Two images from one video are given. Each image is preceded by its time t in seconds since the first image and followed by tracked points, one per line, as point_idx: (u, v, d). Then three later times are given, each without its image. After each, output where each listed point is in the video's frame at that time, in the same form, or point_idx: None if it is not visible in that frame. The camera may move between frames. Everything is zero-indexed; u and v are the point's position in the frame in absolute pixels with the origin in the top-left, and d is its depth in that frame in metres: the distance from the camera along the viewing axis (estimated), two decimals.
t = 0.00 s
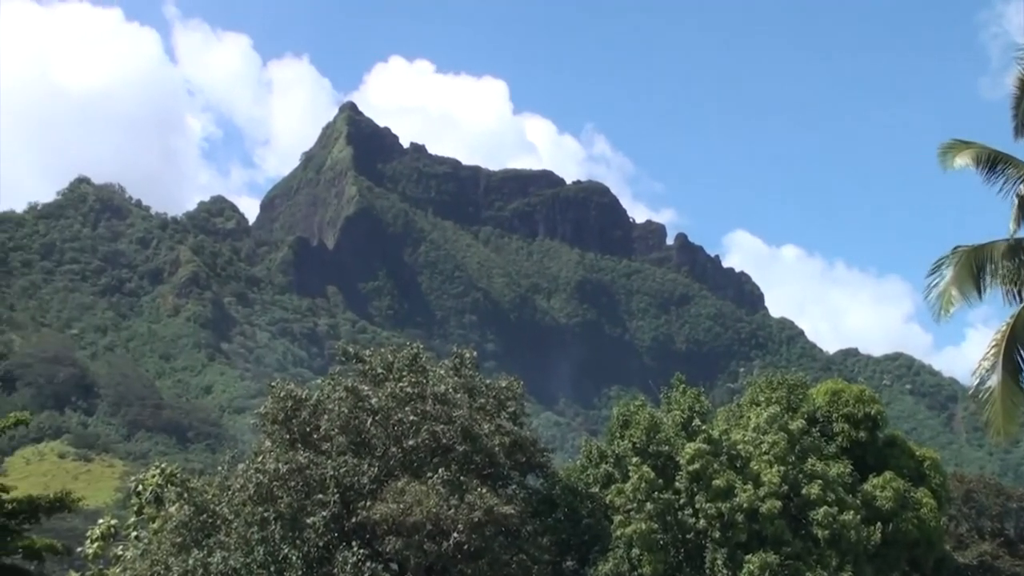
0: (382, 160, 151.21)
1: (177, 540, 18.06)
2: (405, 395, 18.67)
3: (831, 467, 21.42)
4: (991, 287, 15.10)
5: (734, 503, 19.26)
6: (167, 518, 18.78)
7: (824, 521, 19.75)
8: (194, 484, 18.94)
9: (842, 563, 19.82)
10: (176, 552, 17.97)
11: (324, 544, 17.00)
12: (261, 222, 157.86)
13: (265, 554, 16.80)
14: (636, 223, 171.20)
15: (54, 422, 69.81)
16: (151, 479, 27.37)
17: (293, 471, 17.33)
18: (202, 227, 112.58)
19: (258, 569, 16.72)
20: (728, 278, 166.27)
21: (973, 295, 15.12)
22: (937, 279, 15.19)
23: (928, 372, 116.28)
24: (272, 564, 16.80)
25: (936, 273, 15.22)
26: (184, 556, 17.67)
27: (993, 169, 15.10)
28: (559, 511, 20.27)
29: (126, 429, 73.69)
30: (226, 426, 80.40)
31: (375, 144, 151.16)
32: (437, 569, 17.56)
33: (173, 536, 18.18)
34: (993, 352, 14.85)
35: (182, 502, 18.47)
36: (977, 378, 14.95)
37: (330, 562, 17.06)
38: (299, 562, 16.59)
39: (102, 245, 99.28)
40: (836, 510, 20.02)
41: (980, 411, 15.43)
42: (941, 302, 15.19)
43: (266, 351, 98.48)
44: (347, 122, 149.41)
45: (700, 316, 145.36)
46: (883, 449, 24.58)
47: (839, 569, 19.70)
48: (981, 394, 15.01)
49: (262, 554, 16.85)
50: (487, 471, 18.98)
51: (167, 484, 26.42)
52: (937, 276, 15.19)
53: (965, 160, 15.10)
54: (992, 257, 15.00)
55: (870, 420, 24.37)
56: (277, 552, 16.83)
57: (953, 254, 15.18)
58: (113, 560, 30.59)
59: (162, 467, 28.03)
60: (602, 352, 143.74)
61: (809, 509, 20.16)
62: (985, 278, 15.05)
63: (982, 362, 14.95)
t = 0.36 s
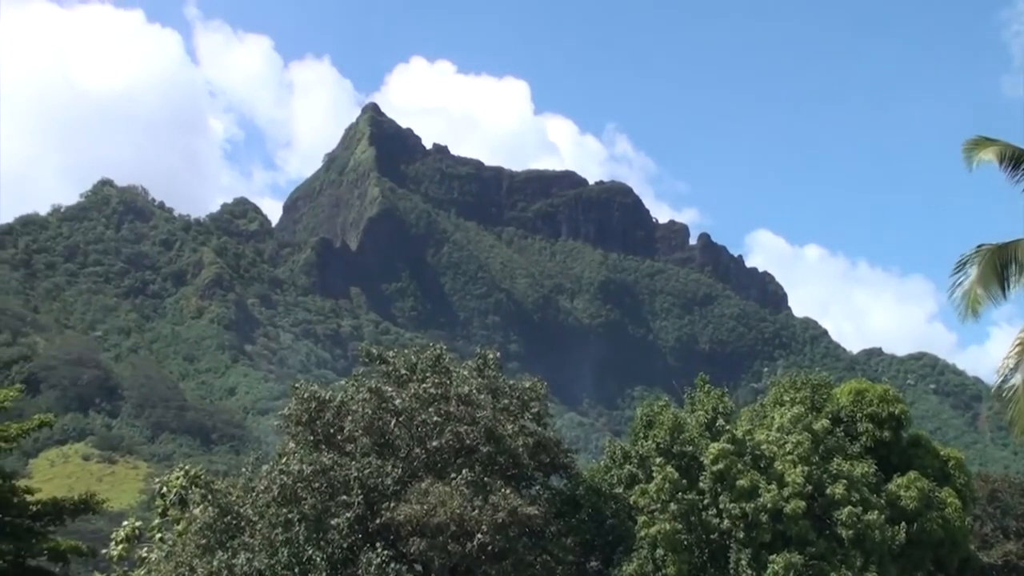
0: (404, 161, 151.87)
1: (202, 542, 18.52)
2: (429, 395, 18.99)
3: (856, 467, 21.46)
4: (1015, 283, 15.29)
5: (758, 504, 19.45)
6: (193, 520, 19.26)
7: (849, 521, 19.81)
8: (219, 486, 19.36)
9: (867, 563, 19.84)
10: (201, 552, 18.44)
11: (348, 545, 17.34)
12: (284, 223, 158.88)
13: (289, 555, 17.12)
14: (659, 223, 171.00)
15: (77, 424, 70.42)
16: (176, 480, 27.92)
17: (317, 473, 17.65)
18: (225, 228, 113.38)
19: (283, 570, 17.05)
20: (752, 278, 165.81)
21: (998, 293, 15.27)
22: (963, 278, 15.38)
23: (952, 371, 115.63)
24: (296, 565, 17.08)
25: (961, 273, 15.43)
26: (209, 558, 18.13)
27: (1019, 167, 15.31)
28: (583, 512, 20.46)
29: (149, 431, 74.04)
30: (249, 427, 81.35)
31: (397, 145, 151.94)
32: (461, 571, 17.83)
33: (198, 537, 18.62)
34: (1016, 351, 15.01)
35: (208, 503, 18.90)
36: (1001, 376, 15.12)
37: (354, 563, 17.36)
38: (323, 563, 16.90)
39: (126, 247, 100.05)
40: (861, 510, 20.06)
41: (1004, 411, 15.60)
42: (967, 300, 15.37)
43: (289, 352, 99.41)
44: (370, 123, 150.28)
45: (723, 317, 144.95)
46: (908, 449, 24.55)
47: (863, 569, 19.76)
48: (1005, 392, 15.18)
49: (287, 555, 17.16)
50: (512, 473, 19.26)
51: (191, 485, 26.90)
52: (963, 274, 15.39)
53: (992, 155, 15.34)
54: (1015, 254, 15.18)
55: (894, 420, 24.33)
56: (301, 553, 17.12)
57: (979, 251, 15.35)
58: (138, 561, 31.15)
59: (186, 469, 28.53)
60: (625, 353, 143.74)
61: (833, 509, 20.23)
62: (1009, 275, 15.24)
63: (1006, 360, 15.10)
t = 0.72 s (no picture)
0: (425, 161, 152.22)
1: (225, 542, 18.62)
2: (451, 395, 19.04)
3: (879, 464, 21.31)
4: None
5: (781, 501, 19.36)
6: (217, 520, 19.36)
7: (872, 518, 19.66)
8: (242, 486, 19.46)
9: (891, 560, 19.67)
10: (225, 553, 18.54)
11: (371, 545, 17.38)
12: (306, 223, 159.55)
13: (312, 555, 17.14)
14: (681, 222, 170.65)
15: (101, 424, 70.87)
16: (199, 481, 28.16)
17: (340, 473, 17.73)
18: (247, 229, 114.10)
19: (305, 570, 17.10)
20: (774, 276, 165.20)
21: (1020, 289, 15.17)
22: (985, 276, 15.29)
23: (976, 368, 114.83)
24: (319, 565, 17.13)
25: (983, 270, 15.34)
26: (231, 558, 18.20)
27: None
28: (606, 511, 20.44)
29: (172, 432, 74.16)
30: (272, 428, 82.02)
31: (418, 145, 152.47)
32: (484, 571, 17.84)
33: (222, 537, 18.73)
34: None
35: (231, 503, 19.02)
36: None
37: (377, 563, 17.39)
38: (346, 563, 16.96)
39: (147, 248, 100.19)
40: (884, 508, 19.94)
41: None
42: (989, 297, 15.32)
43: (311, 352, 99.91)
44: (391, 123, 150.85)
45: (745, 315, 144.47)
46: (932, 446, 24.25)
47: (887, 568, 19.54)
48: None
49: (310, 555, 17.20)
50: (534, 471, 19.26)
51: (214, 486, 27.11)
52: (986, 271, 15.30)
53: (1013, 150, 15.23)
54: None
55: (917, 417, 24.06)
56: (324, 553, 17.15)
57: (1001, 248, 15.24)
58: (161, 561, 31.41)
59: (209, 469, 28.75)
60: (648, 351, 143.43)
61: (857, 506, 20.10)
62: None
63: None
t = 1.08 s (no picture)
0: (454, 160, 152.56)
1: (258, 541, 18.76)
2: (482, 394, 19.10)
3: (911, 460, 21.10)
4: None
5: (814, 498, 19.20)
6: (250, 518, 19.50)
7: (905, 514, 19.50)
8: (274, 485, 19.59)
9: (924, 557, 19.46)
10: (257, 552, 18.65)
11: (403, 543, 17.39)
12: (337, 223, 160.30)
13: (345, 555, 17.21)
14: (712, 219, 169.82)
15: (134, 424, 71.52)
16: (232, 481, 28.39)
17: (372, 471, 17.79)
18: (277, 229, 114.96)
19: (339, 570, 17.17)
20: (805, 273, 163.92)
21: None
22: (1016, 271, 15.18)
23: (1010, 364, 113.38)
24: (353, 564, 17.23)
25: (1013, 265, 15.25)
26: (264, 557, 18.29)
27: None
28: (639, 508, 20.25)
29: (204, 432, 74.93)
30: (304, 427, 82.27)
31: (449, 144, 153.11)
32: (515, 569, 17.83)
33: (254, 537, 18.88)
34: None
35: (263, 503, 19.18)
36: None
37: (409, 562, 17.39)
38: (379, 562, 16.98)
39: (178, 248, 101.43)
40: (918, 505, 19.77)
41: None
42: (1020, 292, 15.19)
43: (343, 351, 100.17)
44: (421, 122, 151.63)
45: (777, 311, 143.65)
46: (965, 442, 23.83)
47: (920, 564, 19.32)
48: None
49: (343, 554, 17.29)
50: (566, 470, 19.22)
51: (246, 486, 27.31)
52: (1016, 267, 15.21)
53: None
54: None
55: (951, 413, 23.70)
56: (357, 552, 17.24)
57: None
58: (194, 560, 31.66)
59: (241, 469, 29.02)
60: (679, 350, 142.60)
61: (890, 503, 19.91)
62: None
63: None
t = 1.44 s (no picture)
0: (494, 159, 152.88)
1: (300, 541, 18.93)
2: (524, 392, 19.19)
3: (956, 458, 20.82)
4: None
5: (858, 495, 19.02)
6: (294, 517, 19.69)
7: (950, 512, 19.34)
8: (318, 485, 19.79)
9: (969, 555, 19.30)
10: (300, 551, 18.82)
11: (446, 543, 17.43)
12: (378, 222, 161.10)
13: (387, 554, 17.23)
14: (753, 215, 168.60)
15: (177, 425, 72.34)
16: (275, 480, 28.72)
17: (415, 471, 17.86)
18: (319, 229, 116.12)
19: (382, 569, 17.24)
20: (848, 269, 162.16)
21: None
22: None
23: None
24: (395, 563, 17.21)
25: None
26: (307, 557, 18.45)
27: None
28: (681, 507, 20.17)
29: (247, 431, 75.58)
30: (346, 426, 82.77)
31: (488, 143, 153.68)
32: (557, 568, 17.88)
33: (297, 536, 19.05)
34: None
35: (306, 502, 19.36)
36: None
37: (452, 561, 17.44)
38: (422, 561, 17.06)
39: (221, 249, 102.60)
40: (962, 502, 19.58)
41: None
42: None
43: (384, 351, 100.55)
44: (460, 121, 152.18)
45: (820, 308, 142.38)
46: (1011, 438, 23.37)
47: (966, 562, 19.15)
48: None
49: (386, 553, 17.30)
50: (608, 468, 19.22)
51: (288, 486, 27.58)
52: None
53: None
54: None
55: (995, 409, 23.26)
56: (399, 551, 17.26)
57: None
58: (238, 560, 32.01)
59: (284, 469, 29.31)
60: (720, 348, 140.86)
61: (935, 500, 19.75)
62: None
63: None
